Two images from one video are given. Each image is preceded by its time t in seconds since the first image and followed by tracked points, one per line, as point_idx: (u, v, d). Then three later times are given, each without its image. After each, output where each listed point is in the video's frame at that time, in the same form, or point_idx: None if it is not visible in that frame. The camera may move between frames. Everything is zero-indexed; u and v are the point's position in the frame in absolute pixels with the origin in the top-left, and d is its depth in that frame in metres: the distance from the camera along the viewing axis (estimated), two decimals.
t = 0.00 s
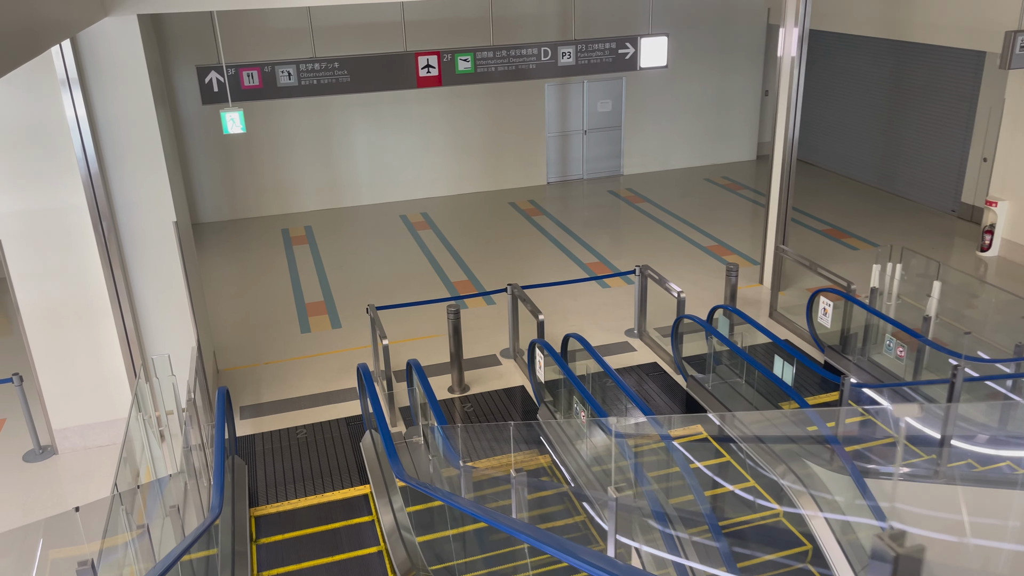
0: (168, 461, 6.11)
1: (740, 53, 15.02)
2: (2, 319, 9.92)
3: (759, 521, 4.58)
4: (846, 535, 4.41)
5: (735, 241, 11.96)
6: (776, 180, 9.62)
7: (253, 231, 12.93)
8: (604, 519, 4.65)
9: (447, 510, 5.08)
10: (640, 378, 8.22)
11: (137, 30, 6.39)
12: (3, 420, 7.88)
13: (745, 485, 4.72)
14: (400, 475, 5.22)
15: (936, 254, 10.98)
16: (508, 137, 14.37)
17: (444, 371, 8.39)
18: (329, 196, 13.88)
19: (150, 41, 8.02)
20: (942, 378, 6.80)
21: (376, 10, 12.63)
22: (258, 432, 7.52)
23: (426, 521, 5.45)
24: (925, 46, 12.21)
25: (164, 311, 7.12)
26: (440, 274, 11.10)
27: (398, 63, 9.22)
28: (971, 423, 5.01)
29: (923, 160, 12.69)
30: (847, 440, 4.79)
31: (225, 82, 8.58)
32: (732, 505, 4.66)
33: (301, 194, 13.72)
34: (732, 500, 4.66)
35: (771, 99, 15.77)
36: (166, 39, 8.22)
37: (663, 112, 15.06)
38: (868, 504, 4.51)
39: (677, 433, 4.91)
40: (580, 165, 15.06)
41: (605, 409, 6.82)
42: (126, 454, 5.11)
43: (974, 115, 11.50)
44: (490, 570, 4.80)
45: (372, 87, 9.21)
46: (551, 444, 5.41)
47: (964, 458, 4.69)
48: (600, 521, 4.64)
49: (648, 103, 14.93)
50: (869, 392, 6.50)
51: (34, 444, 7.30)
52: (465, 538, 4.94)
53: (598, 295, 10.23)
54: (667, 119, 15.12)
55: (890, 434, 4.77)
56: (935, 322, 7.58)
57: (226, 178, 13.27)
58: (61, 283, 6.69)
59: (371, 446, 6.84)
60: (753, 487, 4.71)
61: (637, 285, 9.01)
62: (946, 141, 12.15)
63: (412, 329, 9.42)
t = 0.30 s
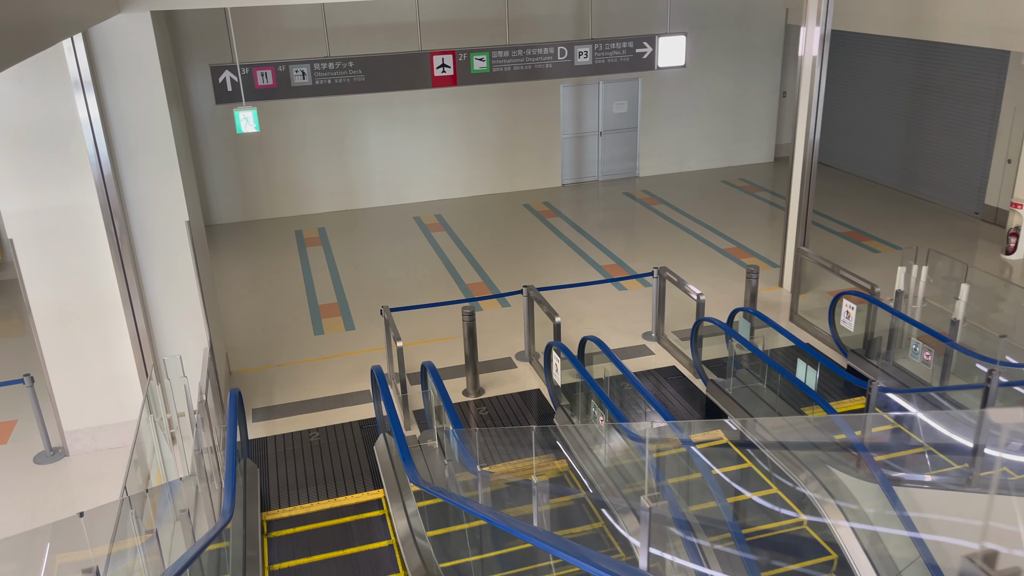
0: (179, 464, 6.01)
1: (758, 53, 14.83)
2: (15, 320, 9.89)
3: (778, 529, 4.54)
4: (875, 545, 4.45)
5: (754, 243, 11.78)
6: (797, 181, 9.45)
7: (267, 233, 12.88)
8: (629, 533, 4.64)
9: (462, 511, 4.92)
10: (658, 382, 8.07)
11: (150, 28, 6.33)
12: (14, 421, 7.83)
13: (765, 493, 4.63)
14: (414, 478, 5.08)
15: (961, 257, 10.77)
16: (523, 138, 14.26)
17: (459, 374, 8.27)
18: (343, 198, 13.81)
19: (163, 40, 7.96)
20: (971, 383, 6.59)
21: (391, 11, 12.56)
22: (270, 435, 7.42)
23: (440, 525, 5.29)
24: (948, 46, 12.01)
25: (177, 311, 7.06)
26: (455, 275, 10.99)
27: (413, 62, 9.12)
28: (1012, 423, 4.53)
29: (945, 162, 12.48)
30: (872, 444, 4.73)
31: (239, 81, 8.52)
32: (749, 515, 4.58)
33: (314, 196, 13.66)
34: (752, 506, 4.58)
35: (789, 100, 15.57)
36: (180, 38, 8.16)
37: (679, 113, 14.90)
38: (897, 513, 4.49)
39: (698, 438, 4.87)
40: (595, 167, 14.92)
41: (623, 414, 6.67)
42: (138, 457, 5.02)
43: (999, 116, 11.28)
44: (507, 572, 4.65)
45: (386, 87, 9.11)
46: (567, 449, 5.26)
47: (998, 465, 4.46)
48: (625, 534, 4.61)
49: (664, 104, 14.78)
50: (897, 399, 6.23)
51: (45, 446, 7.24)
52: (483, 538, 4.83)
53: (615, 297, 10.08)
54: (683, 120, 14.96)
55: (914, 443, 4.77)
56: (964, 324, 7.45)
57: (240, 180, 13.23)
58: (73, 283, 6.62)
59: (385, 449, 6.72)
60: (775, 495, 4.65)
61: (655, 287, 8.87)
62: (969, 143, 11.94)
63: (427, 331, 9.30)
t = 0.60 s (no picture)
0: (184, 469, 5.90)
1: (771, 56, 14.69)
2: (22, 323, 9.83)
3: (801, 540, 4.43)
4: (900, 558, 4.36)
5: (768, 248, 11.61)
6: (813, 184, 9.29)
7: (275, 236, 12.80)
8: (645, 543, 4.45)
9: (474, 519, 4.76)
10: (672, 387, 7.91)
11: (157, 25, 6.24)
12: (19, 424, 7.75)
13: (786, 502, 4.51)
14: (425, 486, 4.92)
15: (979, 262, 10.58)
16: (533, 141, 14.14)
17: (470, 379, 8.14)
18: (351, 201, 13.71)
19: (172, 40, 7.88)
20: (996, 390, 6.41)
21: (401, 13, 12.49)
22: (277, 440, 7.30)
23: (450, 535, 5.08)
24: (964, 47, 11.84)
25: (183, 313, 6.96)
26: (464, 279, 10.87)
27: (424, 63, 9.02)
28: None
29: (962, 165, 12.29)
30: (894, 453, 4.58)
31: (248, 82, 8.43)
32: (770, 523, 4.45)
33: (323, 199, 13.57)
34: (773, 515, 4.46)
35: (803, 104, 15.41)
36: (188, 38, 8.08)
37: (691, 116, 14.76)
38: (924, 525, 4.39)
39: (715, 446, 4.60)
40: (606, 170, 14.79)
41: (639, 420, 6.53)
42: (143, 461, 4.91)
43: (1018, 119, 11.10)
44: None
45: (396, 88, 9.01)
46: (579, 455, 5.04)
47: None
48: (641, 544, 4.42)
49: (676, 108, 14.64)
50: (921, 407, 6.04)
51: (49, 450, 7.14)
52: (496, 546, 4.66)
53: (627, 302, 9.94)
54: (694, 123, 14.82)
55: (943, 453, 4.61)
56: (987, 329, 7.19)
57: (248, 183, 13.16)
58: (78, 285, 6.52)
59: (394, 455, 6.58)
60: (796, 505, 4.52)
61: (668, 291, 8.72)
62: (986, 146, 11.76)
63: (437, 335, 9.17)
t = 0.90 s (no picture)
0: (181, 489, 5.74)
1: (775, 71, 14.64)
2: (20, 340, 9.70)
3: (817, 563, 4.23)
4: None
5: (774, 263, 11.49)
6: (821, 199, 9.18)
7: (277, 252, 12.70)
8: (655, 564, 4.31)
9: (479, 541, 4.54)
10: (680, 405, 7.75)
11: (157, 38, 6.17)
12: (14, 444, 7.60)
13: (799, 522, 4.38)
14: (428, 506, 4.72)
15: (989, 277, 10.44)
16: (536, 157, 14.07)
17: (473, 397, 7.98)
18: (353, 217, 13.62)
19: (173, 55, 7.82)
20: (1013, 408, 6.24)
21: (403, 28, 12.47)
22: (277, 459, 7.14)
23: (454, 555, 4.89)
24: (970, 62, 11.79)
25: (182, 330, 6.84)
26: (468, 295, 10.74)
27: (427, 78, 8.95)
28: None
29: (969, 180, 12.19)
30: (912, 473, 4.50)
31: (249, 96, 8.36)
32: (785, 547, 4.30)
33: (325, 215, 13.48)
34: (788, 536, 4.32)
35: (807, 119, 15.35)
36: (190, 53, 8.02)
37: (695, 132, 14.70)
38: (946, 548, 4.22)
39: (727, 463, 4.57)
40: (610, 186, 14.71)
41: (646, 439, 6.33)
42: (138, 481, 4.76)
43: None
44: None
45: (399, 102, 8.94)
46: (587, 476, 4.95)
47: None
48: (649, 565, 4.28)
49: (679, 123, 14.58)
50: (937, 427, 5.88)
51: (44, 470, 6.98)
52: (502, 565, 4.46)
53: (633, 318, 9.80)
54: (698, 139, 14.75)
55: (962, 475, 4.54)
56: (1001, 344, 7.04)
57: (250, 199, 13.08)
58: (74, 301, 6.39)
59: (395, 474, 6.42)
60: (812, 526, 4.36)
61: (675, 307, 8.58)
62: (993, 161, 11.67)
63: (439, 352, 9.03)
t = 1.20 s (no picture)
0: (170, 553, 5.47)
1: (768, 123, 14.79)
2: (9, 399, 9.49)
3: None
4: None
5: (775, 313, 11.39)
6: (821, 248, 9.13)
7: (272, 306, 12.57)
8: None
9: None
10: (685, 460, 7.54)
11: (154, 91, 6.16)
12: None
13: None
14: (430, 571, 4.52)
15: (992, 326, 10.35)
16: (533, 209, 14.09)
17: (473, 453, 7.77)
18: (350, 270, 13.54)
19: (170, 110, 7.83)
20: None
21: (401, 82, 12.61)
22: (270, 520, 6.89)
23: None
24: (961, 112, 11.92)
25: (173, 385, 6.70)
26: (466, 348, 10.60)
27: (424, 131, 8.98)
28: None
29: (966, 228, 12.19)
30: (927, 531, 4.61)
31: (246, 150, 8.34)
32: None
33: (321, 268, 13.40)
34: None
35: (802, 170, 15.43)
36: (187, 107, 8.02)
37: (691, 183, 14.78)
38: None
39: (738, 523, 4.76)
40: (607, 237, 14.70)
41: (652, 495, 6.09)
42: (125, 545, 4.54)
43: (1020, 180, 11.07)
44: None
45: (396, 154, 8.94)
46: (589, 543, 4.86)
47: None
48: None
49: (675, 174, 14.66)
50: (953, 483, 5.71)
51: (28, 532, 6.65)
52: None
53: (634, 370, 9.64)
54: (694, 190, 14.81)
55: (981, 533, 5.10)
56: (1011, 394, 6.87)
57: (246, 253, 13.01)
58: (64, 357, 6.24)
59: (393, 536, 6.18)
60: None
61: (677, 359, 8.43)
62: (990, 208, 11.69)
63: (437, 407, 8.84)
